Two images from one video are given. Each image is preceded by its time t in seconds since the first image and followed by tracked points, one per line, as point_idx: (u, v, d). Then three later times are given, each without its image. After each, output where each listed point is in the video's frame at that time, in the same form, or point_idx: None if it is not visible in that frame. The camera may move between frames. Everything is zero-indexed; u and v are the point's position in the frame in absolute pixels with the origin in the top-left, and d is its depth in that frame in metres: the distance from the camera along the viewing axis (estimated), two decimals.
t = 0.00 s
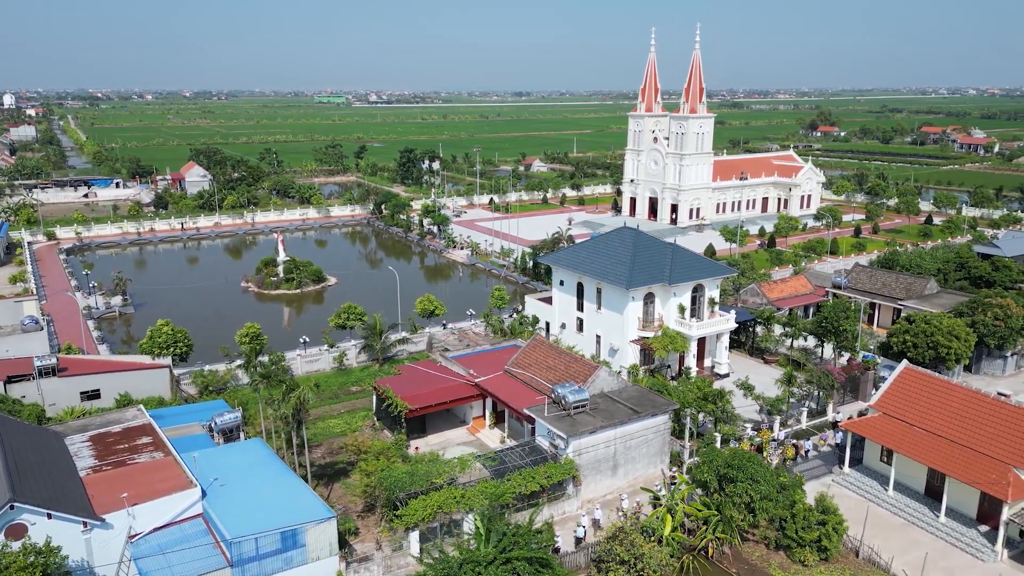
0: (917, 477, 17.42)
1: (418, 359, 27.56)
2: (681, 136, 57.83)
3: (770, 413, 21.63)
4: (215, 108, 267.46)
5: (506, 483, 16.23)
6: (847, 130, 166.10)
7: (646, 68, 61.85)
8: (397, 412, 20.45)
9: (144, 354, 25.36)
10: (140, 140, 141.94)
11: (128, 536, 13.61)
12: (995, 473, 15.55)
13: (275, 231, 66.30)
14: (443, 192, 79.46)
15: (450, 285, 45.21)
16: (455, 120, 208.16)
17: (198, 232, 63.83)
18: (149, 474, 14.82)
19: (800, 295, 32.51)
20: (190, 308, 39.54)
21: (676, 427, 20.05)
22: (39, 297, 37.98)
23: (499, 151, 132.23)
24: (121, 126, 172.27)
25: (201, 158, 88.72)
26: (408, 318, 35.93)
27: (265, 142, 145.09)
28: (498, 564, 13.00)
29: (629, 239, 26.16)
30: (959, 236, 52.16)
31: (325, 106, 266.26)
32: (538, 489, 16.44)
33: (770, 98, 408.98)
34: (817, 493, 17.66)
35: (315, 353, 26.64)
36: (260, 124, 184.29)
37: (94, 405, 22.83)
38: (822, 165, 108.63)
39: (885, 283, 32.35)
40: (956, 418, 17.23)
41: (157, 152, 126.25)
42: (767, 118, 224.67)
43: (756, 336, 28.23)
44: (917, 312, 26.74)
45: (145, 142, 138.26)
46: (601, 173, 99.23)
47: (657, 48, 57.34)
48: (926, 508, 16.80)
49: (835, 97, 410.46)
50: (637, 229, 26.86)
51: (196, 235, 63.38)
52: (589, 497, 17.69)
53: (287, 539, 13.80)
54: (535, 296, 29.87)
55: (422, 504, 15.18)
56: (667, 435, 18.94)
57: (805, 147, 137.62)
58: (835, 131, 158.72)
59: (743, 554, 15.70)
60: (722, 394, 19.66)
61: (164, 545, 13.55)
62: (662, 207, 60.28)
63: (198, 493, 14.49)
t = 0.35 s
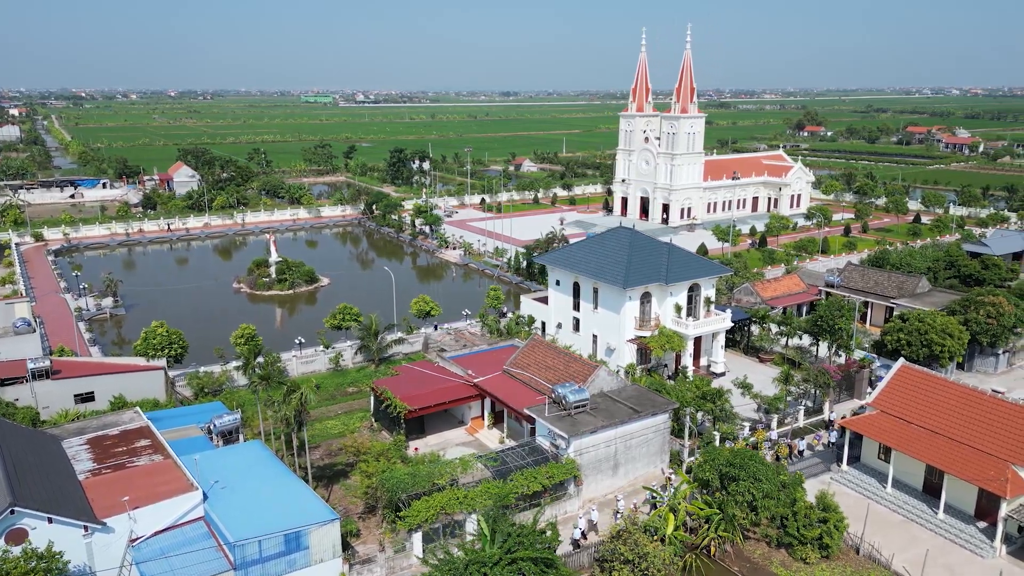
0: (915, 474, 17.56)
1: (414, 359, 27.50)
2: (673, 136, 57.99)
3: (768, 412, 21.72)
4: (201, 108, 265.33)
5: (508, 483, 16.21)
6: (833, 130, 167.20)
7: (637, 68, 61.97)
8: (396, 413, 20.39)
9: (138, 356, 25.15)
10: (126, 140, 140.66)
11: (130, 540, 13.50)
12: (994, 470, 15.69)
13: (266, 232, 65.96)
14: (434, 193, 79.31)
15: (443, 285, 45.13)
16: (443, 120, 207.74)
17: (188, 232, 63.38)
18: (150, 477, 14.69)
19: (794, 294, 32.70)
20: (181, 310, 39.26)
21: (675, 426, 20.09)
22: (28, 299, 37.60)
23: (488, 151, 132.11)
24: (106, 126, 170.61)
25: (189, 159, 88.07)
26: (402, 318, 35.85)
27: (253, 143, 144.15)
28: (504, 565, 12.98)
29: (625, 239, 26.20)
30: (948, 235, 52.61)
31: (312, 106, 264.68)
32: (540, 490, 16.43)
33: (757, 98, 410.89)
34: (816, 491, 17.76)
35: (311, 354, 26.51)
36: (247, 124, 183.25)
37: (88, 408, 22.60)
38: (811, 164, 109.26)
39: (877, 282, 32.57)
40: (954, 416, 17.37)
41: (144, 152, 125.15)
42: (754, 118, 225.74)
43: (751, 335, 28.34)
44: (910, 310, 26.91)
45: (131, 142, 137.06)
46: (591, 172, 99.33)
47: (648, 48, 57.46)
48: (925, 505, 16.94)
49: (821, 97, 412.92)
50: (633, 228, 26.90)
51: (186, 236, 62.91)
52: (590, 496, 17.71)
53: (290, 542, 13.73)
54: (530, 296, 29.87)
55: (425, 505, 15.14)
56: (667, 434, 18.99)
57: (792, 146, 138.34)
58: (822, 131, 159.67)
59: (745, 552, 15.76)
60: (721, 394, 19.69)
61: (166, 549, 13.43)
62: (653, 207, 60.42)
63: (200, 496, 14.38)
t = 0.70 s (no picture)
0: (912, 471, 17.70)
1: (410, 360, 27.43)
2: (664, 136, 58.12)
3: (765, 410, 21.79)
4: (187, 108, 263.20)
5: (509, 483, 16.18)
6: (819, 130, 168.25)
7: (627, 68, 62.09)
8: (394, 414, 20.32)
9: (132, 358, 24.95)
10: (112, 140, 139.38)
11: (130, 544, 13.38)
12: (990, 467, 15.86)
13: (256, 233, 65.61)
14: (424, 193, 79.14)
15: (436, 285, 45.05)
16: (432, 120, 207.31)
17: (177, 233, 62.90)
18: (148, 480, 14.57)
19: (787, 293, 32.89)
20: (173, 311, 39.00)
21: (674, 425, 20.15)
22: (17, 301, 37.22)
23: (477, 151, 131.93)
24: (91, 126, 169.03)
25: (177, 159, 87.40)
26: (397, 318, 35.78)
27: (241, 143, 143.22)
28: (507, 566, 12.98)
29: (620, 239, 26.25)
30: (936, 234, 53.05)
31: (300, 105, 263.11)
32: (541, 490, 16.41)
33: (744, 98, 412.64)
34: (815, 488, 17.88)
35: (307, 355, 26.41)
36: (234, 124, 182.15)
37: (82, 410, 22.38)
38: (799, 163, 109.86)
39: (869, 280, 32.79)
40: (950, 413, 17.53)
41: (130, 152, 124.05)
42: (741, 118, 226.74)
43: (746, 334, 28.46)
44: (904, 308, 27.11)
45: (117, 142, 135.86)
46: (581, 172, 99.41)
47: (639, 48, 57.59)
48: (922, 502, 17.08)
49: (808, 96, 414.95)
50: (628, 228, 26.95)
51: (175, 237, 62.42)
52: (590, 496, 17.75)
53: (293, 544, 13.67)
54: (526, 296, 29.87)
55: (427, 506, 15.11)
56: (666, 433, 19.05)
57: (780, 146, 139.06)
58: (809, 131, 160.60)
59: (745, 550, 15.82)
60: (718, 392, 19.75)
61: (167, 552, 13.33)
62: (644, 206, 60.55)
63: (200, 499, 14.28)
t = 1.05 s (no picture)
0: (909, 468, 17.86)
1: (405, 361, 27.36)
2: (654, 135, 58.28)
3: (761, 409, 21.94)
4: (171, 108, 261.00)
5: (510, 484, 16.16)
6: (804, 130, 169.32)
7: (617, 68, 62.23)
8: (393, 415, 20.28)
9: (125, 361, 24.75)
10: (96, 141, 137.90)
11: (131, 547, 13.26)
12: (987, 463, 16.04)
13: (245, 234, 65.19)
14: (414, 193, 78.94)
15: (428, 286, 44.99)
16: (419, 120, 206.74)
17: (165, 234, 62.38)
18: (148, 483, 14.46)
19: (779, 292, 33.08)
20: (163, 312, 38.69)
21: (674, 425, 20.25)
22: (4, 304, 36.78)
23: (466, 151, 131.72)
24: (74, 126, 167.22)
25: (163, 160, 86.63)
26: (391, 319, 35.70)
27: (227, 143, 142.12)
28: (512, 565, 12.98)
29: (615, 239, 26.30)
30: (924, 232, 53.54)
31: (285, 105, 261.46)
32: (542, 489, 16.40)
33: (729, 97, 414.55)
34: (814, 486, 18.02)
35: (301, 357, 26.27)
36: (220, 124, 180.96)
37: (76, 414, 22.13)
38: (786, 163, 110.48)
39: (860, 279, 33.08)
40: (947, 410, 17.71)
41: (115, 153, 122.75)
42: (728, 118, 227.66)
43: (740, 333, 28.63)
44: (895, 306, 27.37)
45: (101, 142, 134.46)
46: (570, 172, 99.52)
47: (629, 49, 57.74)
48: (919, 498, 17.25)
49: (792, 97, 418.12)
50: (622, 228, 27.02)
51: (163, 238, 61.89)
52: (591, 495, 17.80)
53: (295, 547, 13.59)
54: (520, 296, 29.91)
55: (429, 507, 15.08)
56: (665, 432, 19.12)
57: (767, 146, 139.82)
58: (794, 131, 161.56)
59: (746, 548, 15.91)
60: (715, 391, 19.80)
61: (168, 555, 13.22)
62: (635, 206, 60.68)
63: (201, 502, 14.17)
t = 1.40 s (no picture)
0: (911, 466, 17.95)
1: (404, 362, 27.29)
2: (649, 135, 58.38)
3: (762, 408, 22.00)
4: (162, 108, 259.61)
5: (516, 484, 16.15)
6: (796, 129, 169.94)
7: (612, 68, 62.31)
8: (395, 416, 20.24)
9: (123, 362, 24.63)
10: (86, 141, 136.91)
11: (137, 550, 13.18)
12: (989, 461, 16.14)
13: (240, 235, 64.92)
14: (408, 193, 78.79)
15: (425, 286, 44.95)
16: (412, 121, 206.40)
17: (159, 235, 62.10)
18: (152, 486, 14.37)
19: (776, 292, 33.19)
20: (159, 313, 38.49)
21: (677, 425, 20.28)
22: None
23: (459, 151, 131.56)
24: (63, 126, 165.96)
25: (156, 160, 86.13)
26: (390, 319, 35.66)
27: (218, 143, 141.39)
28: (521, 566, 12.98)
29: (614, 238, 26.34)
30: (917, 231, 53.84)
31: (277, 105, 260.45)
32: (547, 489, 16.40)
33: (720, 97, 415.66)
34: (817, 485, 18.12)
35: (301, 357, 26.19)
36: (211, 124, 180.30)
37: (75, 416, 22.00)
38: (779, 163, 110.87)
39: (856, 278, 33.24)
40: (947, 408, 17.82)
41: (106, 153, 121.89)
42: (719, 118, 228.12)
43: (739, 333, 28.72)
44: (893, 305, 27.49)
45: (91, 143, 133.52)
46: (564, 172, 99.54)
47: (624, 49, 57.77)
48: (921, 496, 17.35)
49: (783, 97, 419.53)
50: (622, 228, 27.06)
51: (157, 239, 61.58)
52: (595, 495, 17.85)
53: (302, 548, 13.56)
54: (519, 297, 29.92)
55: (435, 508, 15.06)
56: (668, 431, 19.17)
57: (759, 145, 140.23)
58: (786, 130, 162.13)
59: (751, 547, 15.96)
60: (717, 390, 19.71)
61: (174, 558, 13.16)
62: (630, 206, 60.75)
63: (206, 504, 14.10)
